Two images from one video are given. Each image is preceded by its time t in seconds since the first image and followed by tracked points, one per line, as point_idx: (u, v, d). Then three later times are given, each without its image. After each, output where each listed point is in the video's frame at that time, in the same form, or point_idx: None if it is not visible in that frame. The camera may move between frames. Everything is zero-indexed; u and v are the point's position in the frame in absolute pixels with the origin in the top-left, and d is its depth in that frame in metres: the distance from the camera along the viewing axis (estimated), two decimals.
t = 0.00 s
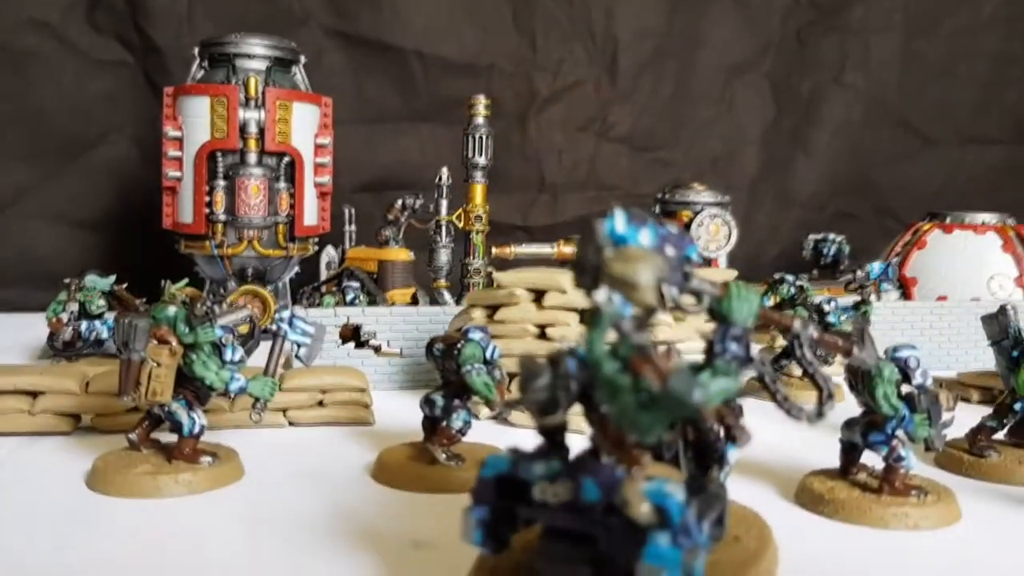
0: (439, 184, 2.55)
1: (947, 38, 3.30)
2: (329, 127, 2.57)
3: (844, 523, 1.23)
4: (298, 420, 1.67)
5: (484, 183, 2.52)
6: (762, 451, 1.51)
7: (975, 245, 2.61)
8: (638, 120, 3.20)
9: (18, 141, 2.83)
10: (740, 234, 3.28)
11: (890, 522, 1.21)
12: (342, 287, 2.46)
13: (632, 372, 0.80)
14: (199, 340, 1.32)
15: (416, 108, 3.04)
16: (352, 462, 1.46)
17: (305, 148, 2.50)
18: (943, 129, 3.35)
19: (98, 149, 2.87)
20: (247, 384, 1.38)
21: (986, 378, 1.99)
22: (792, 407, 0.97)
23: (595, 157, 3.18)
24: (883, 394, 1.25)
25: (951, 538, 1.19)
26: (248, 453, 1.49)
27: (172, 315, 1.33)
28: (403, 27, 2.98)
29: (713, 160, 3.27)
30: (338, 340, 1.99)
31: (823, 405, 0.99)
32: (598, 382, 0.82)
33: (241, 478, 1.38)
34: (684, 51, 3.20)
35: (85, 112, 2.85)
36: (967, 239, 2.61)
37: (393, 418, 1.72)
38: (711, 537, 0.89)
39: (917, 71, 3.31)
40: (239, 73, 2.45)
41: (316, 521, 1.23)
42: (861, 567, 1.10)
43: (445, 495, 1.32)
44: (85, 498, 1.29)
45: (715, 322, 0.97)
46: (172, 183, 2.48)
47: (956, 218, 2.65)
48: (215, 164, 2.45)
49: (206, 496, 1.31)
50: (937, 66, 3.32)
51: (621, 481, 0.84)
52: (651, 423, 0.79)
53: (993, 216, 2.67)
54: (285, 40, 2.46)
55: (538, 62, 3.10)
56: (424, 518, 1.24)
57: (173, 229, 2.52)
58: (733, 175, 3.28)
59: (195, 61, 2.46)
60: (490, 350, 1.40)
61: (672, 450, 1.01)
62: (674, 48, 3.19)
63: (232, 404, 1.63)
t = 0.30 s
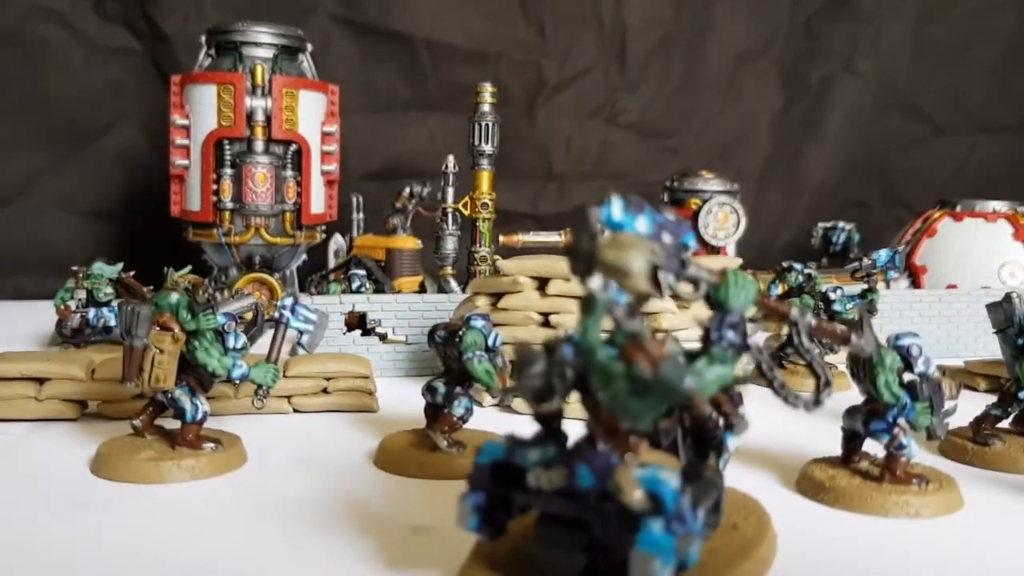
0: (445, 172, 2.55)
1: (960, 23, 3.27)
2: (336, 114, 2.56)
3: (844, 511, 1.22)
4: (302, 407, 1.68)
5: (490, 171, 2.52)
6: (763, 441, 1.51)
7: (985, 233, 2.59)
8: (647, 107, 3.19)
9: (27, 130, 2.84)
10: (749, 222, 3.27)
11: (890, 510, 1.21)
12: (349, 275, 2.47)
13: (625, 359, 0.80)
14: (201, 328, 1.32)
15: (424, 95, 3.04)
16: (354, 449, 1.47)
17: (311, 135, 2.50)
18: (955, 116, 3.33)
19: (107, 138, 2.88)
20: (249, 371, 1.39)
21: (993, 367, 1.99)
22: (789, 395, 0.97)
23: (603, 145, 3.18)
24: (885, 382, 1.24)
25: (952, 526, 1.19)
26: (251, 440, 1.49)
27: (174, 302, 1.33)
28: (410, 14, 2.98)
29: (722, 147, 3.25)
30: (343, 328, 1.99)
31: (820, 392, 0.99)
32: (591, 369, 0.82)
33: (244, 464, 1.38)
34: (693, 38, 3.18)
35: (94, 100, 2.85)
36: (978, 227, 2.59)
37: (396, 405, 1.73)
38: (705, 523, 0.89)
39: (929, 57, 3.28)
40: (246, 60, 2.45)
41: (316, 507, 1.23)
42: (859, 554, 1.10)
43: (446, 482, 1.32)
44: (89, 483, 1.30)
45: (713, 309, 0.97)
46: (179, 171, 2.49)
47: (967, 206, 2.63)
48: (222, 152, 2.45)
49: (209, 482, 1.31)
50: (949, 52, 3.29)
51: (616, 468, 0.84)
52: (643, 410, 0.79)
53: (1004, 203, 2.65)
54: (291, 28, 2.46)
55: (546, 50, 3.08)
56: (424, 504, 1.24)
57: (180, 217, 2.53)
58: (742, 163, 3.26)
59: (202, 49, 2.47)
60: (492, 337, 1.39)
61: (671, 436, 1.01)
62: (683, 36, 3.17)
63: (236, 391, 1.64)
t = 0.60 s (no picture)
0: (444, 160, 2.55)
1: (965, 11, 3.25)
2: (336, 102, 2.56)
3: (838, 500, 1.22)
4: (300, 395, 1.68)
5: (490, 160, 2.51)
6: (759, 430, 1.51)
7: (988, 222, 2.58)
8: (649, 95, 3.18)
9: (27, 118, 2.84)
10: (752, 210, 3.26)
11: (884, 499, 1.21)
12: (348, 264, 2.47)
13: (613, 347, 0.80)
14: (196, 316, 1.32)
15: (425, 83, 3.04)
16: (351, 437, 1.47)
17: (311, 124, 2.50)
18: (959, 104, 3.31)
19: (108, 126, 2.88)
20: (245, 360, 1.39)
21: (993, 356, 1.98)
22: (781, 382, 0.96)
23: (605, 133, 3.17)
24: (881, 371, 1.24)
25: (946, 515, 1.19)
26: (248, 428, 1.50)
27: (170, 290, 1.33)
28: (411, 2, 2.97)
29: (725, 135, 3.24)
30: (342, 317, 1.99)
31: (813, 381, 0.99)
32: (580, 356, 0.81)
33: (241, 452, 1.39)
34: (695, 25, 3.17)
35: (95, 88, 2.85)
36: (981, 215, 2.58)
37: (394, 394, 1.73)
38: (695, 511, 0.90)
39: (934, 45, 3.27)
40: (245, 48, 2.45)
41: (311, 494, 1.24)
42: (851, 542, 1.10)
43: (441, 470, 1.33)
44: (86, 471, 1.31)
45: (705, 298, 0.97)
46: (179, 159, 2.48)
47: (970, 195, 2.62)
48: (221, 140, 2.44)
49: (205, 469, 1.32)
50: (953, 40, 3.27)
51: (605, 455, 0.84)
52: (630, 398, 0.79)
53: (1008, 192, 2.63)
54: (290, 15, 2.45)
55: (547, 38, 3.07)
56: (419, 492, 1.24)
57: (180, 206, 2.53)
58: (745, 151, 3.25)
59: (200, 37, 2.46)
60: (486, 326, 1.40)
61: (661, 424, 1.00)
62: (685, 24, 3.16)
63: (234, 379, 1.65)
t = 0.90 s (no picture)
0: (442, 152, 2.55)
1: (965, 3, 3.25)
2: (333, 95, 2.56)
3: (827, 491, 1.23)
4: (295, 386, 1.69)
5: (487, 152, 2.51)
6: (751, 422, 1.52)
7: (986, 214, 2.58)
8: (648, 88, 3.18)
9: (26, 110, 2.84)
10: (751, 202, 3.27)
11: (873, 490, 1.21)
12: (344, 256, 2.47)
13: (597, 337, 0.80)
14: (189, 307, 1.33)
15: (424, 76, 3.04)
16: (344, 428, 1.48)
17: (308, 116, 2.50)
18: (959, 97, 3.31)
19: (107, 119, 2.88)
20: (239, 351, 1.39)
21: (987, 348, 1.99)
22: (767, 372, 0.97)
23: (604, 126, 3.17)
24: (870, 362, 1.24)
25: (935, 506, 1.19)
26: (243, 418, 1.51)
27: (164, 281, 1.34)
28: None
29: (725, 128, 3.24)
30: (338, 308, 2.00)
31: (799, 370, 0.99)
32: (565, 346, 0.82)
33: (234, 443, 1.39)
34: (695, 17, 3.16)
35: (94, 80, 2.85)
36: (978, 208, 2.58)
37: (389, 385, 1.74)
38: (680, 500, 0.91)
39: (934, 37, 3.26)
40: (243, 40, 2.45)
41: (303, 484, 1.24)
42: (838, 533, 1.10)
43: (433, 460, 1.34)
44: (80, 461, 1.32)
45: (691, 288, 0.97)
46: (176, 151, 2.49)
47: (967, 187, 2.62)
48: (219, 132, 2.45)
49: (199, 460, 1.33)
50: (953, 32, 3.26)
51: (590, 443, 0.85)
52: (613, 387, 0.79)
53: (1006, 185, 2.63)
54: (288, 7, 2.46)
55: (546, 30, 3.07)
56: (410, 483, 1.25)
57: (177, 198, 2.53)
58: (744, 144, 3.25)
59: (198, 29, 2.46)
60: (481, 317, 1.39)
61: (650, 416, 1.01)
62: (685, 16, 3.16)
63: (229, 370, 1.65)
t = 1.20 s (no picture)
0: (438, 150, 2.55)
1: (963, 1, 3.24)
2: (329, 92, 2.57)
3: (817, 487, 1.23)
4: (289, 382, 1.69)
5: (483, 149, 2.52)
6: (743, 419, 1.52)
7: (984, 212, 2.58)
8: (646, 85, 3.18)
9: (22, 108, 2.84)
10: (749, 199, 3.27)
11: (862, 487, 1.21)
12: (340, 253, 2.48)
13: (581, 334, 0.80)
14: (181, 305, 1.34)
15: (422, 73, 3.04)
16: (337, 425, 1.48)
17: (304, 113, 2.50)
18: (957, 94, 3.30)
19: (104, 116, 2.88)
20: (230, 348, 1.39)
21: (981, 345, 1.99)
22: (754, 369, 0.97)
23: (602, 123, 3.17)
24: (860, 360, 1.24)
25: (924, 503, 1.19)
26: (236, 415, 1.51)
27: (156, 279, 1.34)
28: None
29: (722, 125, 3.24)
30: (333, 306, 2.00)
31: (786, 368, 0.99)
32: (550, 342, 0.82)
33: (226, 440, 1.40)
34: (692, 14, 3.16)
35: (91, 78, 2.86)
36: (975, 205, 2.58)
37: (383, 382, 1.74)
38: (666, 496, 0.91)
39: (932, 35, 3.26)
40: (238, 37, 2.44)
41: (293, 482, 1.24)
42: (827, 529, 1.10)
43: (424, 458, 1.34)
44: (72, 458, 1.32)
45: (678, 285, 0.97)
46: (173, 149, 2.49)
47: (965, 184, 2.62)
48: (215, 129, 2.44)
49: (190, 457, 1.33)
50: (952, 30, 3.26)
51: (574, 439, 0.85)
52: (597, 384, 0.79)
53: (1003, 182, 2.63)
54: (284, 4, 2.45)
55: (544, 27, 3.07)
56: (401, 479, 1.25)
57: (173, 195, 2.53)
58: (742, 141, 3.25)
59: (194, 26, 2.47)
60: (472, 314, 1.38)
61: (638, 413, 1.02)
62: (683, 13, 3.16)
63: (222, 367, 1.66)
